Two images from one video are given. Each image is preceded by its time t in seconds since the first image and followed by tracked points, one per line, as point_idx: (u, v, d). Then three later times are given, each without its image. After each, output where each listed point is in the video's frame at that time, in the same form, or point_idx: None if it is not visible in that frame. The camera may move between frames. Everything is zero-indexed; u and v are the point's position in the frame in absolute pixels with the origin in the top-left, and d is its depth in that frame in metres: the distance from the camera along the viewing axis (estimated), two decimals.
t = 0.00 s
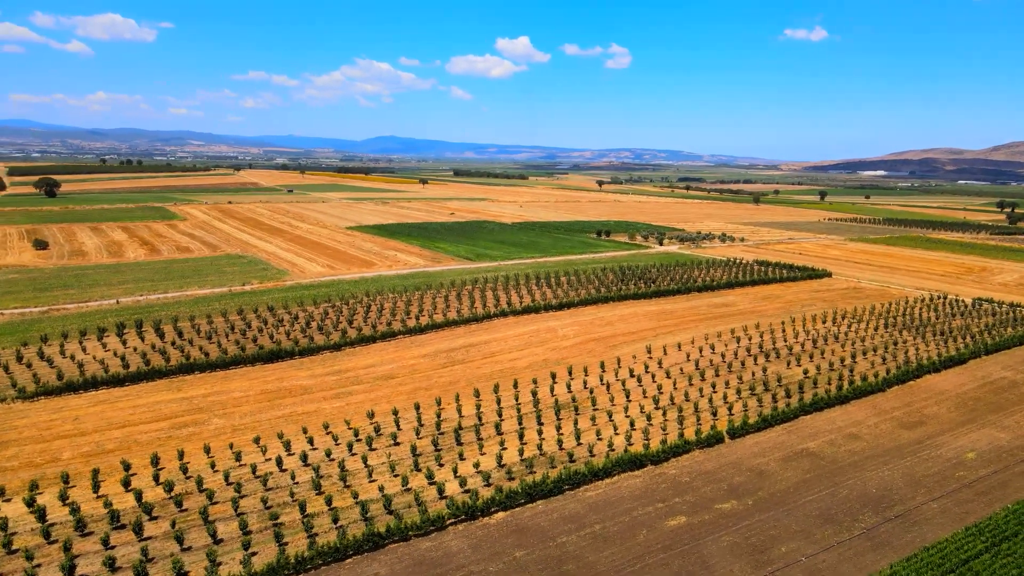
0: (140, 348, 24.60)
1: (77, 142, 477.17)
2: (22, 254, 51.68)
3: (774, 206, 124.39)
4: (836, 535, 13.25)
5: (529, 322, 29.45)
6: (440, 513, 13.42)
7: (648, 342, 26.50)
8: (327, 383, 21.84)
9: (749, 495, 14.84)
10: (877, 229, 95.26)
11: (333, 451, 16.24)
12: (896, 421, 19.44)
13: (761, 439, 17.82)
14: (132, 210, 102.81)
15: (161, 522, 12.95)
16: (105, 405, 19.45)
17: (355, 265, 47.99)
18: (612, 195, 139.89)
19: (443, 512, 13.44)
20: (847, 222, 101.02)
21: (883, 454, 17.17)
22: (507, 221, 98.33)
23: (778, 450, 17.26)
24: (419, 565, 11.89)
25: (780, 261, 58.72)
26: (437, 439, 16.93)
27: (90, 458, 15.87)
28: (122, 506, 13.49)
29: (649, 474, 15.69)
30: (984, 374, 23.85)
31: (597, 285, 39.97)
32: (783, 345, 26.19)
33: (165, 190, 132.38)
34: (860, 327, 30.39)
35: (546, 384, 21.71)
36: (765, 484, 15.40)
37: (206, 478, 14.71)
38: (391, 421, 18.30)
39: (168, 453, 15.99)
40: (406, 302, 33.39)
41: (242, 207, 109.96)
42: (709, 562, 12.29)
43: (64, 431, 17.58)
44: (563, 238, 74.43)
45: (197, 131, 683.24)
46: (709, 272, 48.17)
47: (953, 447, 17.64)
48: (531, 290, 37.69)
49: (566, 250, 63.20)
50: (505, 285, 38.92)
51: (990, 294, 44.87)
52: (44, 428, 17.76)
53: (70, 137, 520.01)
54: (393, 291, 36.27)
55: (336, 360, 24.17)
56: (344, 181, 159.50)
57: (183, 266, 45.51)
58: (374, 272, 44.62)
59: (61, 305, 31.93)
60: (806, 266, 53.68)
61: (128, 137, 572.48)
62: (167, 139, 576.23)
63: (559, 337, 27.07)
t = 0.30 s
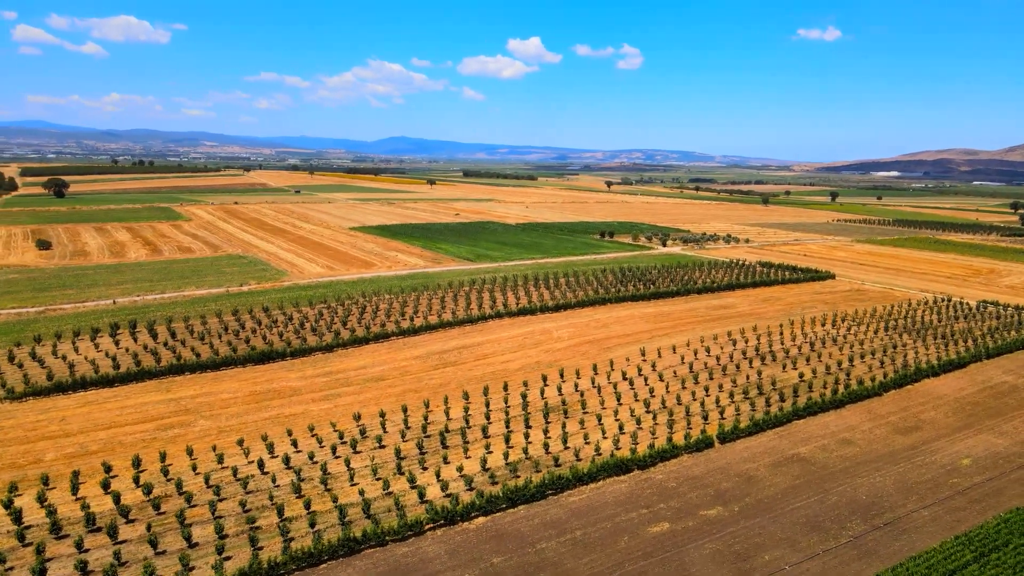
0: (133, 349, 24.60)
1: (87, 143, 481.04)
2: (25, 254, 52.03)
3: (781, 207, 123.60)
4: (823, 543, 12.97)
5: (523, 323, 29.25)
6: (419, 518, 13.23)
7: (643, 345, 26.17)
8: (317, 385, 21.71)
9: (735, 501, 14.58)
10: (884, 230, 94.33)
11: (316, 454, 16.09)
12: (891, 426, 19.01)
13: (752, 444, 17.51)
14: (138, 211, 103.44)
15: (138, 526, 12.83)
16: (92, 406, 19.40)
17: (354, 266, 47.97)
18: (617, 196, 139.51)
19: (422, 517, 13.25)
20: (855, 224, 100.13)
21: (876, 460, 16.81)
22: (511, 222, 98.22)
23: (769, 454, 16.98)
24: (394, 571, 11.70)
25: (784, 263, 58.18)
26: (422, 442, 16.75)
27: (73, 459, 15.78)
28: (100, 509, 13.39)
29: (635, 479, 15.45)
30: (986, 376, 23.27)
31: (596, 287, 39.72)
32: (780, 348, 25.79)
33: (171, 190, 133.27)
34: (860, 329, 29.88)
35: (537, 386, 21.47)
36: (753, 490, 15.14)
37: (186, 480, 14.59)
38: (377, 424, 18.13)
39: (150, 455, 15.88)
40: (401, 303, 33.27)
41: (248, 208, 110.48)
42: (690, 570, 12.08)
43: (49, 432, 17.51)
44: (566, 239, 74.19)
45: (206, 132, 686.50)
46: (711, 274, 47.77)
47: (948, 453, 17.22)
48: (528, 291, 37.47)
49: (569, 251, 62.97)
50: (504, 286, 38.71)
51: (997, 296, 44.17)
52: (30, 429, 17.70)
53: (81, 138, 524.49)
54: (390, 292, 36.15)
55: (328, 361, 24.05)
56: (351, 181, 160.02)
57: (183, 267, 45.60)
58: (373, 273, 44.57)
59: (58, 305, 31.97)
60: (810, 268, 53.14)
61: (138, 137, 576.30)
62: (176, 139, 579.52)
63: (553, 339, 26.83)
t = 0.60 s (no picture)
0: (124, 349, 24.61)
1: (99, 144, 484.95)
2: (28, 254, 52.35)
3: (788, 207, 122.78)
4: (804, 551, 12.70)
5: (517, 325, 29.08)
6: (395, 522, 13.07)
7: (636, 347, 25.87)
8: (305, 386, 21.60)
9: (718, 508, 14.35)
10: (892, 231, 93.32)
11: (298, 457, 15.97)
12: (884, 431, 18.63)
13: (740, 449, 17.24)
14: (144, 211, 104.00)
15: (111, 528, 12.72)
16: (78, 406, 19.37)
17: (354, 267, 47.94)
18: (623, 197, 138.94)
19: (397, 521, 13.08)
20: (863, 225, 99.23)
21: (866, 466, 16.48)
22: (515, 223, 98.09)
23: (756, 460, 16.70)
24: None
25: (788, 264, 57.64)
26: (404, 445, 16.59)
27: (54, 460, 15.71)
28: (75, 511, 13.30)
29: (617, 484, 15.23)
30: (985, 380, 22.78)
31: (594, 289, 39.45)
32: (775, 350, 25.43)
33: (178, 190, 134.00)
34: (860, 331, 29.41)
35: (525, 389, 21.27)
36: (737, 496, 14.89)
37: (165, 482, 14.50)
38: (361, 426, 17.99)
39: (131, 455, 15.81)
40: (396, 304, 33.18)
41: (253, 208, 110.93)
42: None
43: (33, 432, 17.48)
44: (569, 240, 73.89)
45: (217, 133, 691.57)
46: (711, 275, 47.40)
47: (941, 460, 16.82)
48: (525, 293, 37.25)
49: (571, 252, 62.74)
50: (501, 287, 38.52)
51: (1004, 299, 43.46)
52: (14, 429, 17.67)
53: (92, 138, 529.01)
54: (386, 293, 36.06)
55: (317, 362, 23.97)
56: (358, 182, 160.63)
57: (183, 267, 45.75)
58: (372, 274, 44.54)
59: (54, 305, 32.03)
60: (814, 270, 52.63)
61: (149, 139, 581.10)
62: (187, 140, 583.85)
63: (545, 341, 26.62)
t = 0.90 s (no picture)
0: (118, 349, 24.62)
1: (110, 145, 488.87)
2: (32, 254, 52.67)
3: (795, 208, 122.00)
4: (787, 559, 12.49)
5: (512, 327, 28.94)
6: (372, 525, 12.95)
7: (630, 350, 25.64)
8: (295, 387, 21.54)
9: (702, 513, 14.15)
10: (900, 233, 92.38)
11: (281, 458, 15.86)
12: (877, 436, 18.33)
13: (728, 453, 17.01)
14: (151, 211, 104.56)
15: (88, 529, 12.65)
16: (66, 406, 19.33)
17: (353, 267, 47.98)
18: (629, 198, 138.26)
19: (374, 524, 12.96)
20: (870, 226, 98.33)
21: (856, 471, 16.21)
22: (519, 223, 97.97)
23: (744, 464, 16.47)
24: None
25: (791, 265, 57.18)
26: (389, 447, 16.47)
27: (37, 460, 15.65)
28: (54, 512, 13.24)
29: (601, 488, 15.06)
30: (985, 383, 22.38)
31: (592, 289, 39.25)
32: (771, 353, 25.11)
33: (185, 190, 134.79)
34: (859, 333, 29.00)
35: (515, 391, 21.11)
36: (722, 502, 14.67)
37: (146, 483, 14.43)
38: (347, 427, 17.88)
39: (115, 455, 15.75)
40: (392, 305, 33.12)
41: (259, 208, 111.38)
42: None
43: (20, 432, 17.47)
44: (572, 240, 73.60)
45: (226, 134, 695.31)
46: (712, 276, 47.06)
47: (933, 465, 16.52)
48: (523, 294, 37.06)
49: (573, 252, 62.55)
50: (499, 288, 38.34)
51: (1009, 302, 42.86)
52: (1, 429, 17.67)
53: (103, 139, 533.84)
54: (384, 294, 35.96)
55: (309, 363, 23.92)
56: (364, 182, 160.99)
57: (184, 267, 45.92)
58: (371, 274, 44.46)
59: (52, 305, 32.14)
60: (817, 271, 52.13)
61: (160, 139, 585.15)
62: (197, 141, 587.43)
63: (539, 343, 26.44)
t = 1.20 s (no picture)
0: (112, 349, 24.72)
1: (122, 145, 493.02)
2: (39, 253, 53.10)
3: (803, 209, 121.13)
4: (768, 565, 12.30)
5: (507, 328, 28.81)
6: (351, 527, 12.87)
7: (624, 351, 25.44)
8: (285, 387, 21.51)
9: (686, 517, 13.97)
10: (910, 234, 91.27)
11: (265, 459, 15.80)
12: (871, 440, 18.02)
13: (716, 457, 16.81)
14: (159, 211, 105.26)
15: (67, 529, 12.63)
16: (57, 405, 19.37)
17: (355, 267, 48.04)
18: (636, 198, 137.82)
19: (352, 527, 12.87)
20: (879, 227, 97.44)
21: (846, 476, 15.95)
22: (525, 224, 97.82)
23: (732, 468, 16.27)
24: None
25: (796, 267, 56.68)
26: (374, 449, 16.38)
27: (23, 460, 15.66)
28: (34, 512, 13.22)
29: (585, 491, 14.91)
30: (985, 387, 21.93)
31: (592, 290, 39.06)
32: (767, 355, 24.83)
33: (194, 191, 135.71)
34: (860, 334, 28.58)
35: (506, 392, 20.97)
36: (707, 506, 14.49)
37: (129, 482, 14.40)
38: (334, 428, 17.80)
39: (100, 455, 15.74)
40: (389, 305, 33.10)
41: (266, 208, 111.91)
42: None
43: (9, 430, 17.50)
44: (577, 241, 73.26)
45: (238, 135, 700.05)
46: (714, 277, 46.71)
47: (926, 470, 16.21)
48: (522, 295, 36.88)
49: (576, 253, 62.39)
50: (498, 288, 38.19)
51: (1016, 304, 42.21)
52: None
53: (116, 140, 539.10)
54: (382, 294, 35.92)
55: (301, 363, 23.90)
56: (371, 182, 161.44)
57: (186, 267, 46.11)
58: (371, 275, 44.47)
59: (52, 304, 32.33)
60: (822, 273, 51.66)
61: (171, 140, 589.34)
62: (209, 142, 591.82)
63: (533, 344, 26.29)
